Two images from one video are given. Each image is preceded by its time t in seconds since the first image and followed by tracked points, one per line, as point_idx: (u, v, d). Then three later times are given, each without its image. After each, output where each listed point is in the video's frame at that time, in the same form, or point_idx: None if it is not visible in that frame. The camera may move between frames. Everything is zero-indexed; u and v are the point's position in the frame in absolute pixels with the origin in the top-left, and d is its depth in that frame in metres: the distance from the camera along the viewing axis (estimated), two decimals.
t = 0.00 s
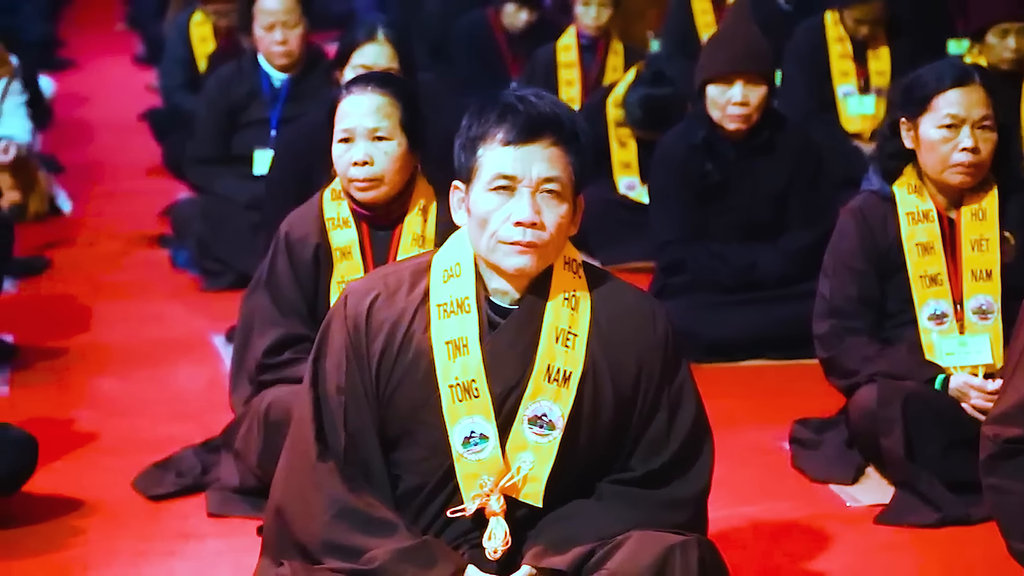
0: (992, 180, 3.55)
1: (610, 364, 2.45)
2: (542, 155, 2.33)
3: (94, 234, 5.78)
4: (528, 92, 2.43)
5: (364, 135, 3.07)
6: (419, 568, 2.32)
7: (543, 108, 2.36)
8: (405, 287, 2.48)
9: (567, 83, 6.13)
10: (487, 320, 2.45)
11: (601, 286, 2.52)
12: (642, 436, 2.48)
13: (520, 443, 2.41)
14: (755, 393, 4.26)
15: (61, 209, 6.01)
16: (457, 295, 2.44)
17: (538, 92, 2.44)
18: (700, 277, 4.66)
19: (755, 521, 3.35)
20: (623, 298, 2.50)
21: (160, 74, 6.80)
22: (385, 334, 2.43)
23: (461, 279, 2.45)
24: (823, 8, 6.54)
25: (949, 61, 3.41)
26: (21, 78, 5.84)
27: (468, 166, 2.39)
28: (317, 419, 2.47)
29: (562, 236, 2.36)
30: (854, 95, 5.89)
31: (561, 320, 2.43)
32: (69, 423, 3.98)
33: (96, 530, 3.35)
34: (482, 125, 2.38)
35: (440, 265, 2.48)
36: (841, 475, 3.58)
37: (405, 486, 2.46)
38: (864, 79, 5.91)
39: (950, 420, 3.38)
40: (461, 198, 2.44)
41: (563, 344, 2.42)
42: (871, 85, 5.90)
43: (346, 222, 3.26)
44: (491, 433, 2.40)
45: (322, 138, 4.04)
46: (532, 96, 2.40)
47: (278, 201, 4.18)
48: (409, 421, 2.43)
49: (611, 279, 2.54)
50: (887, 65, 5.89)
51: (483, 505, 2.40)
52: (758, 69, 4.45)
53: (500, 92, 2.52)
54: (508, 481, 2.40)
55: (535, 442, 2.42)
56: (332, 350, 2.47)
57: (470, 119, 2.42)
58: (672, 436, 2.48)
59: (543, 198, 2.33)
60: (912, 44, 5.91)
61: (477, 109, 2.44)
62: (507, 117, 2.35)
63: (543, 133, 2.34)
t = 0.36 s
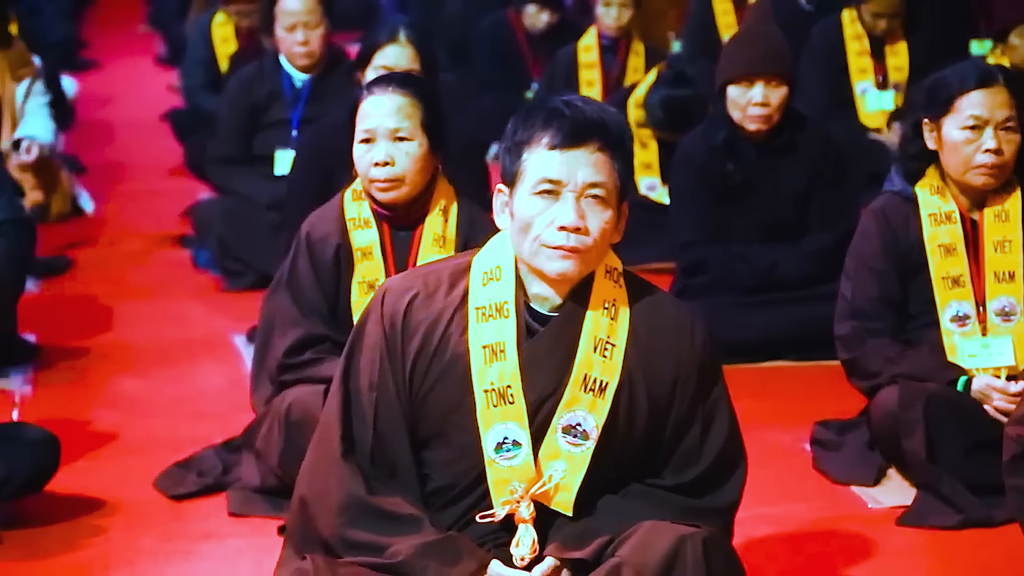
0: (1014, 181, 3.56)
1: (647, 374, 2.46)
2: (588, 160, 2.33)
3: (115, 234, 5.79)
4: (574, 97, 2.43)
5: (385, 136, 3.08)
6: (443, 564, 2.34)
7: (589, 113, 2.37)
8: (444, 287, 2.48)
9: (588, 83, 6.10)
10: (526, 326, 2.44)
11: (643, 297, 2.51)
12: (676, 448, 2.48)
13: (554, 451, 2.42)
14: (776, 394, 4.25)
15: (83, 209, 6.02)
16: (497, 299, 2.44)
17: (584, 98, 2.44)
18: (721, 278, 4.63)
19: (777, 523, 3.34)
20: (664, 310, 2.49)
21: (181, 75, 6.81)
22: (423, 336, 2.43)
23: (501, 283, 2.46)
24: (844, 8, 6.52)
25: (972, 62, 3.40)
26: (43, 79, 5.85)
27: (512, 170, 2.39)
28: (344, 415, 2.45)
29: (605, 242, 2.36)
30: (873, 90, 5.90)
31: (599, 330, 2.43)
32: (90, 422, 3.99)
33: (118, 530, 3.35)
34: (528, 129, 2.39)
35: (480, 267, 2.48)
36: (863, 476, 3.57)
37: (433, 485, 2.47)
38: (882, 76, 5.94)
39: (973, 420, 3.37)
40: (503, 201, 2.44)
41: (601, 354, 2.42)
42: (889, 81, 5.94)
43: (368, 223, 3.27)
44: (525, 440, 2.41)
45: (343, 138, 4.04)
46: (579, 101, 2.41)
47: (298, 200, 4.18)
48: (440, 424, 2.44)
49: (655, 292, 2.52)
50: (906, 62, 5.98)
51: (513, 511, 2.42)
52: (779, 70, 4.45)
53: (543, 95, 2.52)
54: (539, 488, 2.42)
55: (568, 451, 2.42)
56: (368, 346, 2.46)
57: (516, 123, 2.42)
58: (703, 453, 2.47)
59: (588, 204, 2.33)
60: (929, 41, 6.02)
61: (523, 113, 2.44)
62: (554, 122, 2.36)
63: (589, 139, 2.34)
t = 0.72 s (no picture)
0: None
1: (669, 382, 2.45)
2: (617, 167, 2.34)
3: (137, 234, 5.80)
4: (604, 102, 2.43)
5: (406, 136, 3.08)
6: (463, 561, 2.34)
7: (620, 119, 2.36)
8: (466, 291, 2.47)
9: (609, 84, 6.10)
10: (548, 333, 2.44)
11: (668, 306, 2.50)
12: (697, 456, 2.49)
13: (575, 458, 2.43)
14: (797, 395, 4.25)
15: (106, 209, 6.04)
16: (519, 304, 2.45)
17: (614, 103, 2.44)
18: (743, 279, 4.62)
19: (799, 524, 3.34)
20: (687, 317, 2.49)
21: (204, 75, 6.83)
22: (444, 341, 2.43)
23: (523, 288, 2.46)
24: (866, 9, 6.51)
25: (995, 63, 3.39)
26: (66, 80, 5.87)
27: (541, 174, 2.39)
28: (363, 417, 2.46)
29: (632, 249, 2.37)
30: (893, 90, 5.89)
31: (622, 337, 2.43)
32: (112, 422, 4.00)
33: (139, 528, 3.36)
34: (558, 133, 2.38)
35: (503, 271, 2.48)
36: (884, 478, 3.57)
37: (454, 489, 2.48)
38: (902, 75, 5.94)
39: (992, 420, 3.36)
40: (529, 205, 2.44)
41: (624, 362, 2.43)
42: (910, 81, 5.95)
43: (389, 223, 3.27)
44: (545, 447, 2.41)
45: (365, 140, 4.04)
46: (608, 106, 2.40)
47: (319, 201, 4.19)
48: (461, 430, 2.45)
49: (681, 301, 2.52)
50: (926, 62, 5.96)
51: (532, 517, 2.43)
52: (800, 70, 4.44)
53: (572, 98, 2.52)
54: (559, 495, 2.43)
55: (588, 459, 2.43)
56: (388, 350, 2.47)
57: (545, 127, 2.42)
58: (725, 460, 2.48)
59: (616, 211, 2.34)
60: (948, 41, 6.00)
61: (552, 117, 2.44)
62: (584, 128, 2.35)
63: (619, 145, 2.34)
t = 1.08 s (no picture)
0: None
1: (691, 382, 2.45)
2: (637, 168, 2.33)
3: (160, 234, 5.81)
4: (625, 102, 2.43)
5: (429, 135, 3.08)
6: (488, 555, 2.35)
7: (640, 120, 2.36)
8: (487, 291, 2.48)
9: (631, 85, 6.06)
10: (569, 332, 2.44)
11: (691, 305, 2.49)
12: (719, 456, 2.49)
13: (597, 458, 2.43)
14: (819, 396, 4.23)
15: (129, 209, 6.05)
16: (540, 304, 2.44)
17: (634, 103, 2.44)
18: (765, 279, 4.62)
19: (822, 525, 3.33)
20: (709, 317, 2.48)
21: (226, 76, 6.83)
22: (464, 341, 2.44)
23: (544, 287, 2.45)
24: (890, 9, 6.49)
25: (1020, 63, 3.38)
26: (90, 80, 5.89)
27: (561, 175, 2.40)
28: (383, 417, 2.47)
29: (651, 250, 2.37)
30: (920, 94, 5.86)
31: (644, 336, 2.42)
32: (134, 421, 4.01)
33: (161, 526, 3.37)
34: (579, 133, 2.39)
35: (524, 271, 2.48)
36: (907, 480, 3.55)
37: (476, 489, 2.48)
38: (930, 79, 5.89)
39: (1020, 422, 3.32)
40: (551, 204, 2.46)
41: (646, 361, 2.41)
42: (937, 84, 5.89)
43: (411, 223, 3.26)
44: (567, 446, 2.41)
45: (387, 140, 4.04)
46: (629, 107, 2.40)
47: (341, 201, 4.19)
48: (483, 428, 2.45)
49: (703, 300, 2.51)
50: (953, 65, 5.93)
51: (555, 516, 2.42)
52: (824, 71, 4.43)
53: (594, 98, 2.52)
54: (581, 494, 2.42)
55: (611, 458, 2.42)
56: (410, 350, 2.47)
57: (566, 127, 2.42)
58: (748, 460, 2.48)
59: (635, 212, 2.34)
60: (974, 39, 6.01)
61: (573, 117, 2.44)
62: (604, 128, 2.35)
63: (638, 146, 2.34)
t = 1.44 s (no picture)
0: None
1: (731, 386, 2.44)
2: (686, 169, 2.33)
3: (185, 232, 5.83)
4: (675, 104, 2.43)
5: (452, 135, 3.08)
6: (511, 557, 2.34)
7: (692, 121, 2.36)
8: (531, 285, 2.48)
9: (655, 84, 6.05)
10: (611, 331, 2.44)
11: (734, 312, 2.49)
12: (755, 464, 2.48)
13: (632, 458, 2.43)
14: (844, 396, 4.23)
15: (153, 207, 6.07)
16: (583, 301, 2.44)
17: (685, 105, 2.44)
18: (790, 279, 4.62)
19: (846, 526, 3.32)
20: (751, 325, 2.48)
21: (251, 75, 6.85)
22: (506, 335, 2.45)
23: (588, 285, 2.45)
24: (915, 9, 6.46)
25: None
26: (115, 79, 5.90)
27: (610, 174, 2.40)
28: (421, 406, 2.47)
29: (697, 253, 2.37)
30: (946, 95, 5.85)
31: (685, 339, 2.42)
32: (159, 419, 4.02)
33: (185, 524, 3.37)
34: (629, 133, 2.38)
35: (569, 268, 2.48)
36: (932, 480, 3.54)
37: (509, 481, 2.48)
38: (956, 81, 5.86)
39: None
40: (597, 203, 2.45)
41: (685, 364, 2.42)
42: (963, 86, 5.86)
43: (435, 222, 3.27)
44: (603, 445, 2.42)
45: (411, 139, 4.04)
46: (680, 108, 2.40)
47: (365, 200, 4.19)
48: (520, 423, 2.46)
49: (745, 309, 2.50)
50: (981, 66, 5.87)
51: (586, 514, 2.42)
52: (849, 70, 4.41)
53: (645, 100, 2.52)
54: (614, 493, 2.42)
55: (646, 459, 2.43)
56: (452, 341, 2.48)
57: (615, 128, 2.42)
58: (783, 467, 2.47)
59: (683, 213, 2.34)
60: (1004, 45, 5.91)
61: (623, 118, 2.44)
62: (655, 129, 2.35)
63: (688, 148, 2.34)
